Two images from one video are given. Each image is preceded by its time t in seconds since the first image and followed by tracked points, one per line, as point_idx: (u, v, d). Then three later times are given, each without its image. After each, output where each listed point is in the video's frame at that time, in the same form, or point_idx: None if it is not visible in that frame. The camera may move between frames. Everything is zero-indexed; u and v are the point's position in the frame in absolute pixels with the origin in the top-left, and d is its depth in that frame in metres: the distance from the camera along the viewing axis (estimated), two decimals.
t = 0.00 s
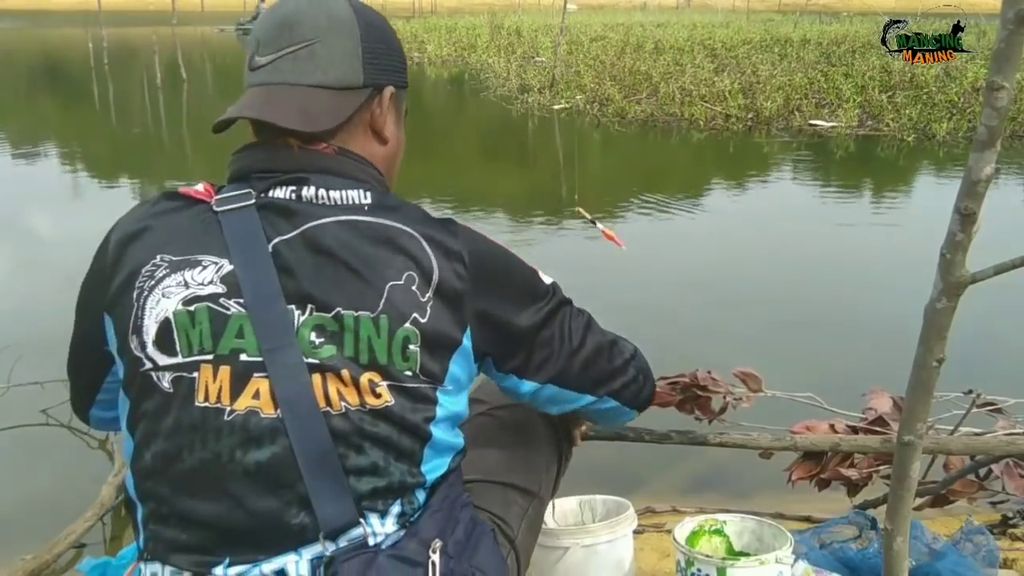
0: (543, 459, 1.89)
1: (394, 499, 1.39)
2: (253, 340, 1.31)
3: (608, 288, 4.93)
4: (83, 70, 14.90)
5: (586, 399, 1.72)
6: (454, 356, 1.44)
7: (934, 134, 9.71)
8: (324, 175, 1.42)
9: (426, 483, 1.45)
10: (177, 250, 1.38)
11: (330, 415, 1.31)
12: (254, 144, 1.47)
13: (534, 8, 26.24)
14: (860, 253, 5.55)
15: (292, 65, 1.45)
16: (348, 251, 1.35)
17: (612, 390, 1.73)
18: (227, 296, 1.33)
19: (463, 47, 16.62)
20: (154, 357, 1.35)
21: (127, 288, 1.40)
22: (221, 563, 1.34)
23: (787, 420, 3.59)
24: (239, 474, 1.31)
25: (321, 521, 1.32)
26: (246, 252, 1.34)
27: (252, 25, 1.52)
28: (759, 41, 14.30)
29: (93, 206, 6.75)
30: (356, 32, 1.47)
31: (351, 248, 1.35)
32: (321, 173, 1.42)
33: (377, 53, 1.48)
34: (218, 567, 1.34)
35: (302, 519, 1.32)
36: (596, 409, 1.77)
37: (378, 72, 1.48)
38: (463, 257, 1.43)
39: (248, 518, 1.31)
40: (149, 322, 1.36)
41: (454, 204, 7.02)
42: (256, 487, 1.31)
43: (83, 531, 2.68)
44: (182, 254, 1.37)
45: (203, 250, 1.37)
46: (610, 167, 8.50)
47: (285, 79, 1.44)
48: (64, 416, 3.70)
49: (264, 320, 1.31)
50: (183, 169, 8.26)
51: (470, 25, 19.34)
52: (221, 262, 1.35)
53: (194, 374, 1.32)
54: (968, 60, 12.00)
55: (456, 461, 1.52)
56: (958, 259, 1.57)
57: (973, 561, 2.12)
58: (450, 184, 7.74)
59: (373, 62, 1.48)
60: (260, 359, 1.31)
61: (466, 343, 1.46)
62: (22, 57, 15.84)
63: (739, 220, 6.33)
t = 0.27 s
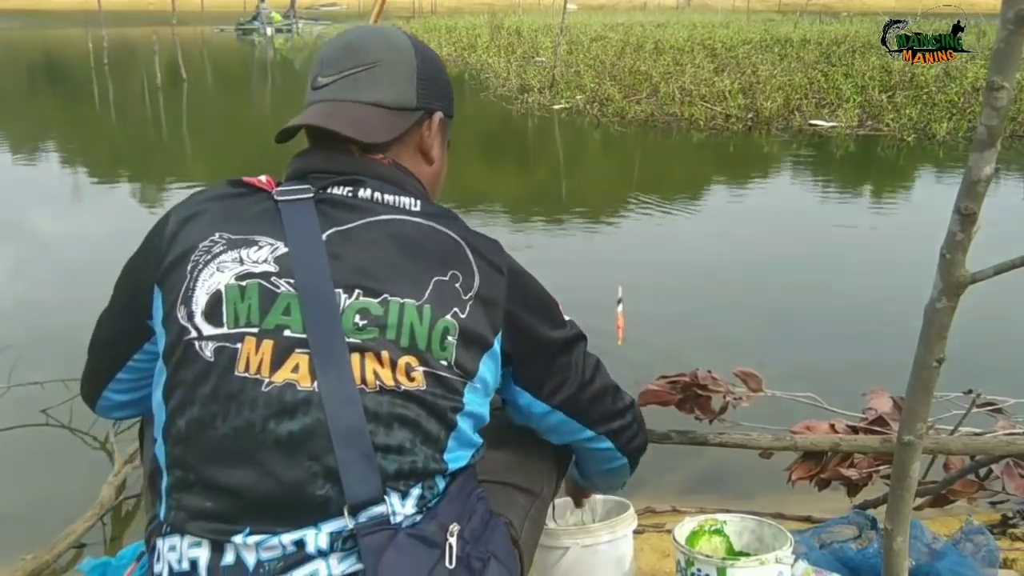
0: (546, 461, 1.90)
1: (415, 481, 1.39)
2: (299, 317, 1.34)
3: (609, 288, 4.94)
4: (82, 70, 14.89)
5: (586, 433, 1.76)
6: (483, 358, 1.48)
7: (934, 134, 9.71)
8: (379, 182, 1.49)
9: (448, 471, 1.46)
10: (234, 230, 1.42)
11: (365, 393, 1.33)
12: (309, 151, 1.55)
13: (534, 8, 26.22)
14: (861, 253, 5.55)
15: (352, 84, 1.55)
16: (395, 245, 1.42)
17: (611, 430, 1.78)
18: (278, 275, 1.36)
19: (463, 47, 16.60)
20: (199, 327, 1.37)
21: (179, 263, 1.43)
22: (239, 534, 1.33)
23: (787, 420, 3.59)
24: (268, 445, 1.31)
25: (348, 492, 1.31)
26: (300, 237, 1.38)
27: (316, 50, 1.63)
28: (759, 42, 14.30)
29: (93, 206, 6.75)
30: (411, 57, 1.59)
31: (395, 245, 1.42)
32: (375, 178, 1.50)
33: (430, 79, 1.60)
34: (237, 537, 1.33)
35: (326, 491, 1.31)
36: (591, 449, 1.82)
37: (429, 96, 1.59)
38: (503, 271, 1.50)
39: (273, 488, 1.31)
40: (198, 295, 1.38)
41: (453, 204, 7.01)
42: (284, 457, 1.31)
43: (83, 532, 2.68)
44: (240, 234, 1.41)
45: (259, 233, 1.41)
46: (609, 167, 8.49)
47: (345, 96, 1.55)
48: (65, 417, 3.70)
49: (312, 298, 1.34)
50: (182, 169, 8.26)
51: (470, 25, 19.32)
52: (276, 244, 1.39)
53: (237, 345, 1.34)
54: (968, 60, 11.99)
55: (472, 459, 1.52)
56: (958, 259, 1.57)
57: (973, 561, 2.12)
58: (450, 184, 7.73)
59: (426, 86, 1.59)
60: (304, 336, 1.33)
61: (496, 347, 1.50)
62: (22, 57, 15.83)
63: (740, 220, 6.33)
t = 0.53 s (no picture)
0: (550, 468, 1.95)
1: (426, 471, 1.40)
2: (317, 309, 1.37)
3: (609, 288, 4.94)
4: (81, 71, 14.85)
5: (593, 440, 1.78)
6: (495, 356, 1.49)
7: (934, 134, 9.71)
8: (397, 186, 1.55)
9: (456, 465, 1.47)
10: (258, 224, 1.47)
11: (378, 381, 1.36)
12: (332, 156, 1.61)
13: (534, 8, 26.18)
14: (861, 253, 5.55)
15: (376, 96, 1.63)
16: (415, 245, 1.46)
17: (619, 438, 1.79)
18: (299, 268, 1.41)
19: (463, 47, 16.57)
20: (220, 316, 1.40)
21: (201, 255, 1.47)
22: (251, 518, 1.34)
23: (786, 420, 3.59)
24: (280, 431, 1.33)
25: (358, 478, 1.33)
26: (321, 234, 1.43)
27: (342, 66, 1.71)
28: (759, 41, 14.28)
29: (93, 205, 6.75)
30: (433, 71, 1.67)
31: (414, 245, 1.46)
32: (395, 181, 1.55)
33: (450, 93, 1.68)
34: (248, 521, 1.34)
35: (336, 477, 1.33)
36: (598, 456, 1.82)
37: (448, 108, 1.67)
38: (517, 273, 1.53)
39: (283, 475, 1.32)
40: (221, 285, 1.42)
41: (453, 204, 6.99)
42: (295, 443, 1.33)
43: (83, 531, 2.68)
44: (263, 228, 1.46)
45: (282, 228, 1.46)
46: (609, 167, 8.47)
47: (369, 107, 1.62)
48: (65, 416, 3.70)
49: (329, 291, 1.38)
50: (182, 169, 8.25)
51: (469, 25, 19.28)
52: (299, 239, 1.43)
53: (255, 333, 1.37)
54: (968, 60, 11.98)
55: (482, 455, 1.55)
56: (958, 260, 1.57)
57: (973, 561, 2.12)
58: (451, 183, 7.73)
59: (446, 99, 1.67)
60: (320, 326, 1.37)
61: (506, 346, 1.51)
62: (20, 57, 15.79)
63: (740, 220, 6.33)
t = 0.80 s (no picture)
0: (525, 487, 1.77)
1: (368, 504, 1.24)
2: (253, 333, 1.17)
3: (610, 287, 4.92)
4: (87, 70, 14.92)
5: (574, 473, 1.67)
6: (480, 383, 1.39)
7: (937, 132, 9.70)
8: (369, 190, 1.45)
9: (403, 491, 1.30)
10: (189, 237, 1.23)
11: (320, 413, 1.18)
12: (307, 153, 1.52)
13: (538, 6, 26.23)
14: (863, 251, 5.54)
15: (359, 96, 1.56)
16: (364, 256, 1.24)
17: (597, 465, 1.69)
18: (232, 292, 1.19)
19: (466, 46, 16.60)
20: (148, 336, 1.19)
21: (126, 269, 1.23)
22: (184, 550, 1.20)
23: (787, 418, 3.60)
24: (215, 464, 1.17)
25: (303, 512, 1.18)
26: (249, 244, 1.20)
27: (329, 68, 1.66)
28: (762, 40, 14.30)
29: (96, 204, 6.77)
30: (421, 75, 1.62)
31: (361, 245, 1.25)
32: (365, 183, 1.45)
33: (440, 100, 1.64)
34: (180, 552, 1.20)
35: (277, 512, 1.18)
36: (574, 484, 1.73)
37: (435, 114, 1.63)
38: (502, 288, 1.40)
39: (222, 508, 1.17)
40: (146, 300, 1.20)
41: (456, 202, 7.00)
42: (234, 477, 1.17)
43: (83, 529, 2.68)
44: (196, 245, 1.22)
45: (214, 247, 1.22)
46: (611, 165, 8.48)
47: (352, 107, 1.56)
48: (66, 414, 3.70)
49: (265, 313, 1.18)
50: (186, 168, 8.27)
51: (472, 23, 19.34)
52: (231, 262, 1.20)
53: (185, 359, 1.17)
54: (970, 59, 11.99)
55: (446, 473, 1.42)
56: (960, 258, 1.57)
57: (973, 560, 2.11)
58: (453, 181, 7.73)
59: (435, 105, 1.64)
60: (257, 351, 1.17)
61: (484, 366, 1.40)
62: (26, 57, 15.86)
63: (742, 218, 6.32)
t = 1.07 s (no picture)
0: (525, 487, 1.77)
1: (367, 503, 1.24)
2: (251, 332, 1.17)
3: (609, 287, 4.92)
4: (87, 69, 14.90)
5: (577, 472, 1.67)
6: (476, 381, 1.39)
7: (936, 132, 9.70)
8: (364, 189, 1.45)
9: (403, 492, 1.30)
10: (188, 236, 1.23)
11: (318, 412, 1.18)
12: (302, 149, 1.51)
13: (539, 7, 26.20)
14: (863, 252, 5.53)
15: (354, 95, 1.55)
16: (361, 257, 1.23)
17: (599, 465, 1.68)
18: (230, 290, 1.19)
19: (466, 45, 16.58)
20: (146, 336, 1.19)
21: (125, 269, 1.23)
22: (183, 551, 1.20)
23: (788, 419, 3.59)
24: (212, 463, 1.17)
25: (302, 511, 1.18)
26: (249, 243, 1.21)
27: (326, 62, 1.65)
28: (762, 40, 14.29)
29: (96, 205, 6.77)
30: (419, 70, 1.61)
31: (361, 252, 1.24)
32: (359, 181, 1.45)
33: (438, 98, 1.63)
34: (178, 553, 1.20)
35: (275, 512, 1.18)
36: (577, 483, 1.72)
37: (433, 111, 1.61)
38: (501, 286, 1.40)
39: (220, 507, 1.17)
40: (145, 300, 1.20)
41: (456, 202, 7.00)
42: (232, 477, 1.17)
43: (83, 530, 2.67)
44: (194, 242, 1.22)
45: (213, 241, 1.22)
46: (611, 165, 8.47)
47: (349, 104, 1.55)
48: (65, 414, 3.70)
49: (263, 312, 1.17)
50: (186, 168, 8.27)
51: (473, 24, 19.32)
52: (230, 260, 1.20)
53: (183, 358, 1.17)
54: (970, 59, 11.99)
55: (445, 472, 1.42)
56: (960, 258, 1.56)
57: (973, 560, 2.11)
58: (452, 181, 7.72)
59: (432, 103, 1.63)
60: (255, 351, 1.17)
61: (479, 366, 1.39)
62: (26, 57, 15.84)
63: (742, 218, 6.32)
